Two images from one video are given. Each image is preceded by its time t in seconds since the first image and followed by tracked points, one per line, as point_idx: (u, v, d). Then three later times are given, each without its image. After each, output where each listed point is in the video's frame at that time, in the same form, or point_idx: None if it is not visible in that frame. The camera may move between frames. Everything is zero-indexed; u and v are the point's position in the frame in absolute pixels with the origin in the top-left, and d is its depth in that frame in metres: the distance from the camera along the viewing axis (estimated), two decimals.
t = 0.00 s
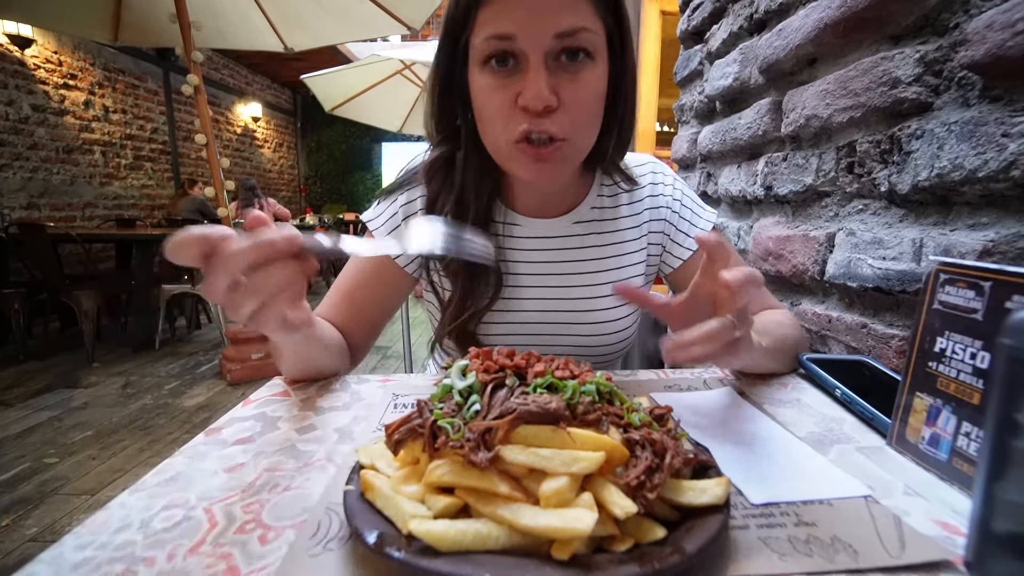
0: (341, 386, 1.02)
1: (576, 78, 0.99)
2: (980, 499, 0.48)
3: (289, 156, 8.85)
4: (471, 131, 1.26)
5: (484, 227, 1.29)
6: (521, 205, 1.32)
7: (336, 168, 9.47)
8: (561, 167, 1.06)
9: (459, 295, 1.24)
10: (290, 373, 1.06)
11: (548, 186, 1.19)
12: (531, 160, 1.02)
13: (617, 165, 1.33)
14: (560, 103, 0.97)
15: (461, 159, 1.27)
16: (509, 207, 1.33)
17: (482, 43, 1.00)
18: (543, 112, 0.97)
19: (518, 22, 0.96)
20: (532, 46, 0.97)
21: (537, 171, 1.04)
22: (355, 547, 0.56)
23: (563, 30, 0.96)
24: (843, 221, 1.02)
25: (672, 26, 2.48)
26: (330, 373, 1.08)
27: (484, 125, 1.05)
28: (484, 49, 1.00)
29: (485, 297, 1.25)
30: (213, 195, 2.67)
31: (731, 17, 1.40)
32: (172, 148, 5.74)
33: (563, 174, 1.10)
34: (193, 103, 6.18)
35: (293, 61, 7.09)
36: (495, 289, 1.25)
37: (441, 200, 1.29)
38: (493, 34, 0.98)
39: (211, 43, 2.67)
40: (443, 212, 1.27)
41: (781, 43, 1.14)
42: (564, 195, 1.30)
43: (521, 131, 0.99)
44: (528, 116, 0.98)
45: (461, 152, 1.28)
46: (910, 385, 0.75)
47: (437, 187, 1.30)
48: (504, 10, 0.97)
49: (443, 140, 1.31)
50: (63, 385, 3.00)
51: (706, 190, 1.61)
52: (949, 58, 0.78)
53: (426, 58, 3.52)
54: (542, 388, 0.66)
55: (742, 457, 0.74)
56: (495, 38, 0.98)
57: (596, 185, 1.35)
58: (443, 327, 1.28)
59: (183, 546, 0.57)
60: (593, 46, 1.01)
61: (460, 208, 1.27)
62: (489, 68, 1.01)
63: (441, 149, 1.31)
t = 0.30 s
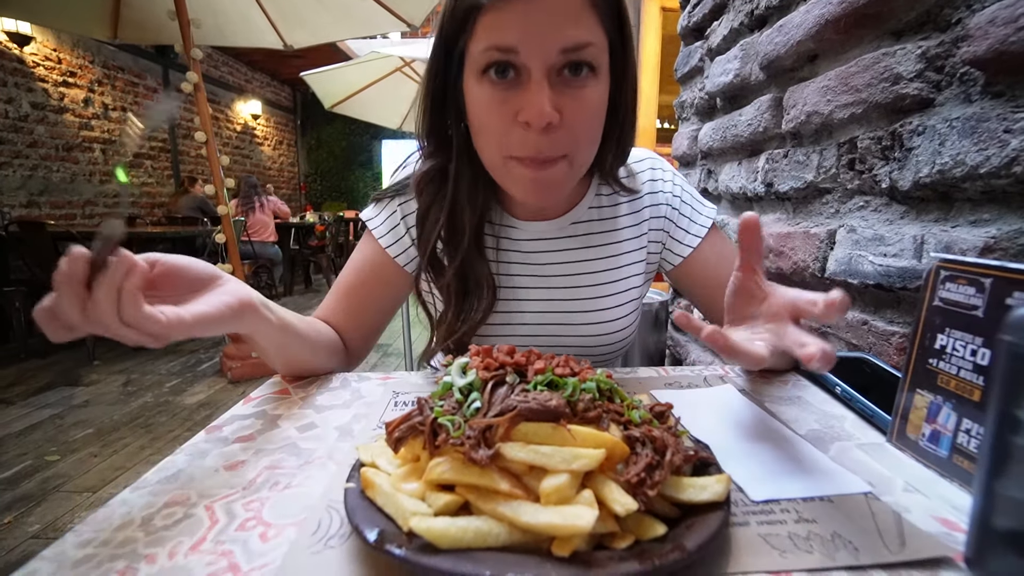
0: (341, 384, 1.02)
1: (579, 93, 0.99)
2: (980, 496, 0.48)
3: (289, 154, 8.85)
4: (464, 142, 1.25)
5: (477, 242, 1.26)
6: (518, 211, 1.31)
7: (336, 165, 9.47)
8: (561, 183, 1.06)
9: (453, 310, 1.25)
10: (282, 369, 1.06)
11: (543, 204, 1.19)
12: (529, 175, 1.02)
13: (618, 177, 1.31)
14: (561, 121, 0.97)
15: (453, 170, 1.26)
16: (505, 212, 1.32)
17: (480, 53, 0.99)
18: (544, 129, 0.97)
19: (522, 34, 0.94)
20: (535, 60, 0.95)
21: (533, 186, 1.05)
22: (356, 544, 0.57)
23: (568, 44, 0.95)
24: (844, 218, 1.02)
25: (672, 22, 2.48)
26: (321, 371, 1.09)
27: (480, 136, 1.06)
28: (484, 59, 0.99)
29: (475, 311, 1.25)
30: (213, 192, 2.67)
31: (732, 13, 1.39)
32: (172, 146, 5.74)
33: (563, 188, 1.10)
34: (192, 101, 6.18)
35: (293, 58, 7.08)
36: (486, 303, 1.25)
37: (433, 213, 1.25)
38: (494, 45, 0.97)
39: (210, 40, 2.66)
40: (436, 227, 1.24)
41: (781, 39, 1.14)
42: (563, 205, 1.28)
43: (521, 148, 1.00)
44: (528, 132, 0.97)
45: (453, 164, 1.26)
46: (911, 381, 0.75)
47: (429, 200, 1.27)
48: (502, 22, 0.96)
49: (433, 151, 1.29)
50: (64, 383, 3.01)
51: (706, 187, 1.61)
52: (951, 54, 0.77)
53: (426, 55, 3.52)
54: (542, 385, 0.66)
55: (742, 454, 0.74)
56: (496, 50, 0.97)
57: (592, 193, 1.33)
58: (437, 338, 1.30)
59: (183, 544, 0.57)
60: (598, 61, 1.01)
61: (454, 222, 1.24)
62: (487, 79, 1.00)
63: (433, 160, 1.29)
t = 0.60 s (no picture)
0: (344, 386, 1.02)
1: (580, 110, 0.98)
2: (986, 500, 0.48)
3: (290, 153, 8.85)
4: (465, 150, 1.24)
5: (479, 250, 1.26)
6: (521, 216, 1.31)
7: (337, 164, 9.47)
8: (563, 194, 1.07)
9: (456, 317, 1.26)
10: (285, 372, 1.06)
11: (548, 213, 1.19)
12: (532, 190, 1.04)
13: (620, 182, 1.30)
14: (562, 138, 0.97)
15: (455, 180, 1.25)
16: (507, 217, 1.31)
17: (479, 71, 0.98)
18: (545, 148, 0.97)
19: (520, 54, 0.92)
20: (535, 78, 0.93)
21: (536, 200, 1.06)
22: (361, 548, 0.57)
23: (568, 64, 0.94)
24: (846, 217, 1.02)
25: (672, 20, 2.47)
26: (326, 373, 1.09)
27: (482, 149, 1.06)
28: (483, 78, 0.97)
29: (477, 318, 1.26)
30: (215, 192, 2.67)
31: (733, 11, 1.39)
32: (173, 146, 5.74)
33: (566, 198, 1.11)
34: (193, 100, 6.18)
35: (293, 57, 7.07)
36: (488, 310, 1.25)
37: (436, 222, 1.24)
38: (492, 64, 0.95)
39: (211, 40, 2.66)
40: (437, 238, 1.24)
41: (783, 37, 1.13)
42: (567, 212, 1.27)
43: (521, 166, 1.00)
44: (529, 150, 0.97)
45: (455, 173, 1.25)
46: (915, 383, 0.74)
47: (431, 210, 1.25)
48: (500, 41, 0.94)
49: (434, 161, 1.27)
50: (68, 383, 3.02)
51: (708, 186, 1.61)
52: (953, 52, 0.77)
53: (425, 54, 3.51)
54: (545, 389, 0.66)
55: (746, 457, 0.74)
56: (495, 70, 0.95)
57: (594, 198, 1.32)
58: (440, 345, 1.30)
59: (188, 548, 0.57)
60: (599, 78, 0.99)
61: (454, 230, 1.24)
62: (488, 96, 0.98)
63: (433, 170, 1.27)
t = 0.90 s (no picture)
0: (343, 386, 1.03)
1: (581, 117, 0.98)
2: (980, 499, 0.49)
3: (288, 150, 8.84)
4: (465, 154, 1.23)
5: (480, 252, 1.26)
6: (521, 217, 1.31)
7: (336, 161, 9.45)
8: (562, 197, 1.09)
9: (458, 318, 1.26)
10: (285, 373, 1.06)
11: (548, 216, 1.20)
12: (531, 193, 1.05)
13: (621, 182, 1.29)
14: (563, 144, 0.98)
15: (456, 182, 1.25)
16: (507, 219, 1.31)
17: (479, 79, 0.97)
18: (544, 155, 0.98)
19: (521, 64, 0.91)
20: (535, 87, 0.93)
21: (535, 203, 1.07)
22: (358, 548, 0.57)
23: (569, 74, 0.93)
24: (846, 215, 1.02)
25: (672, 16, 2.46)
26: (326, 373, 1.09)
27: (481, 153, 1.06)
28: (483, 87, 0.97)
29: (478, 319, 1.26)
30: (213, 191, 2.67)
31: (733, 7, 1.38)
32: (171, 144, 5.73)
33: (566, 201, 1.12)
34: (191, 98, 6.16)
35: (291, 54, 7.05)
36: (489, 312, 1.25)
37: (437, 225, 1.24)
38: (493, 73, 0.94)
39: (208, 38, 2.64)
40: (438, 242, 1.24)
41: (783, 34, 1.13)
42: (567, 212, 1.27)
43: (521, 169, 1.02)
44: (527, 157, 0.99)
45: (455, 176, 1.25)
46: (911, 382, 0.75)
47: (431, 213, 1.25)
48: (502, 48, 0.93)
49: (434, 164, 1.27)
50: (67, 382, 3.02)
51: (707, 183, 1.60)
52: (955, 50, 0.77)
53: (424, 50, 3.50)
54: (543, 390, 0.66)
55: (743, 457, 0.75)
56: (495, 79, 0.94)
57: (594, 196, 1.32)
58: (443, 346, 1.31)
59: (187, 549, 0.57)
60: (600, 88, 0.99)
61: (456, 233, 1.25)
62: (487, 103, 0.98)
63: (433, 174, 1.27)
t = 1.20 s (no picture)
0: (345, 379, 1.03)
1: (577, 103, 0.97)
2: (980, 488, 0.49)
3: (289, 145, 8.82)
4: (465, 141, 1.25)
5: (482, 238, 1.26)
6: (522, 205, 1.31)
7: (337, 156, 9.44)
8: (562, 184, 1.08)
9: (461, 303, 1.26)
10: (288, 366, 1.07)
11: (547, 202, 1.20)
12: (529, 180, 1.05)
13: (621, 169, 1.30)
14: (559, 131, 0.97)
15: (457, 169, 1.25)
16: (508, 207, 1.32)
17: (476, 68, 0.96)
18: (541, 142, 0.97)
19: (515, 52, 0.91)
20: (530, 74, 0.92)
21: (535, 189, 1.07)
22: (362, 538, 0.57)
23: (564, 61, 0.92)
24: (847, 207, 1.02)
25: (673, 8, 2.45)
26: (329, 367, 1.09)
27: (479, 140, 1.06)
28: (479, 75, 0.96)
29: (480, 306, 1.26)
30: (214, 185, 2.67)
31: None
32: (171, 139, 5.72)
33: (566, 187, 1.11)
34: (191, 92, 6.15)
35: (291, 48, 7.03)
36: (491, 297, 1.25)
37: (440, 212, 1.25)
38: (488, 62, 0.94)
39: (208, 32, 2.64)
40: (441, 228, 1.24)
41: (784, 25, 1.13)
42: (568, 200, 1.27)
43: (519, 157, 1.01)
44: (525, 143, 0.98)
45: (456, 163, 1.26)
46: (912, 373, 0.75)
47: (434, 200, 1.26)
48: (498, 36, 0.93)
49: (436, 152, 1.28)
50: (71, 376, 3.04)
51: (708, 176, 1.60)
52: (957, 40, 0.76)
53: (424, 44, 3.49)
54: (544, 381, 0.66)
55: (743, 447, 0.75)
56: (491, 68, 0.94)
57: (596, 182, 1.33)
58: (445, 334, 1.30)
59: (192, 538, 0.58)
60: (596, 74, 0.98)
61: (458, 219, 1.25)
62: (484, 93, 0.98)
63: (435, 162, 1.28)
